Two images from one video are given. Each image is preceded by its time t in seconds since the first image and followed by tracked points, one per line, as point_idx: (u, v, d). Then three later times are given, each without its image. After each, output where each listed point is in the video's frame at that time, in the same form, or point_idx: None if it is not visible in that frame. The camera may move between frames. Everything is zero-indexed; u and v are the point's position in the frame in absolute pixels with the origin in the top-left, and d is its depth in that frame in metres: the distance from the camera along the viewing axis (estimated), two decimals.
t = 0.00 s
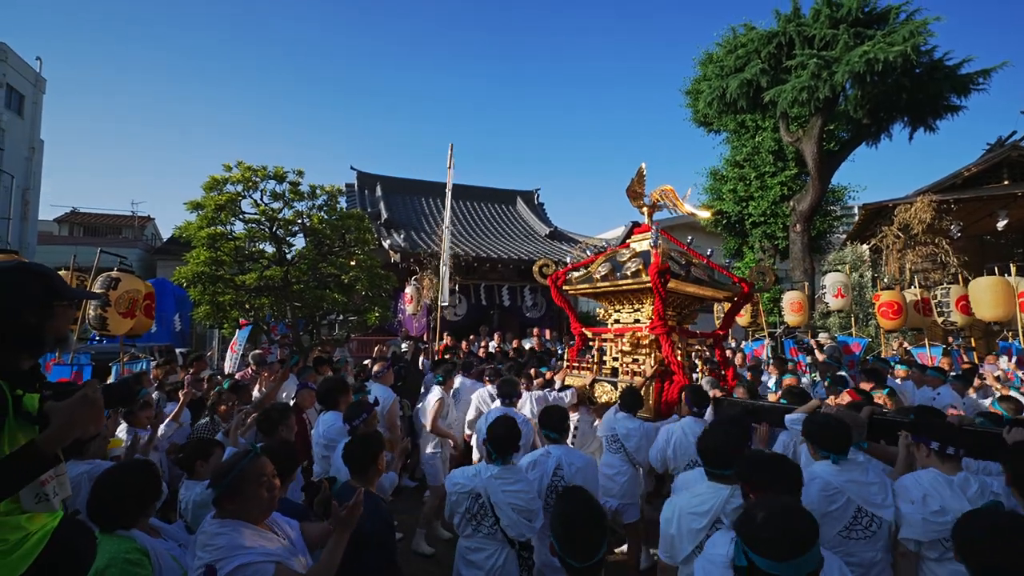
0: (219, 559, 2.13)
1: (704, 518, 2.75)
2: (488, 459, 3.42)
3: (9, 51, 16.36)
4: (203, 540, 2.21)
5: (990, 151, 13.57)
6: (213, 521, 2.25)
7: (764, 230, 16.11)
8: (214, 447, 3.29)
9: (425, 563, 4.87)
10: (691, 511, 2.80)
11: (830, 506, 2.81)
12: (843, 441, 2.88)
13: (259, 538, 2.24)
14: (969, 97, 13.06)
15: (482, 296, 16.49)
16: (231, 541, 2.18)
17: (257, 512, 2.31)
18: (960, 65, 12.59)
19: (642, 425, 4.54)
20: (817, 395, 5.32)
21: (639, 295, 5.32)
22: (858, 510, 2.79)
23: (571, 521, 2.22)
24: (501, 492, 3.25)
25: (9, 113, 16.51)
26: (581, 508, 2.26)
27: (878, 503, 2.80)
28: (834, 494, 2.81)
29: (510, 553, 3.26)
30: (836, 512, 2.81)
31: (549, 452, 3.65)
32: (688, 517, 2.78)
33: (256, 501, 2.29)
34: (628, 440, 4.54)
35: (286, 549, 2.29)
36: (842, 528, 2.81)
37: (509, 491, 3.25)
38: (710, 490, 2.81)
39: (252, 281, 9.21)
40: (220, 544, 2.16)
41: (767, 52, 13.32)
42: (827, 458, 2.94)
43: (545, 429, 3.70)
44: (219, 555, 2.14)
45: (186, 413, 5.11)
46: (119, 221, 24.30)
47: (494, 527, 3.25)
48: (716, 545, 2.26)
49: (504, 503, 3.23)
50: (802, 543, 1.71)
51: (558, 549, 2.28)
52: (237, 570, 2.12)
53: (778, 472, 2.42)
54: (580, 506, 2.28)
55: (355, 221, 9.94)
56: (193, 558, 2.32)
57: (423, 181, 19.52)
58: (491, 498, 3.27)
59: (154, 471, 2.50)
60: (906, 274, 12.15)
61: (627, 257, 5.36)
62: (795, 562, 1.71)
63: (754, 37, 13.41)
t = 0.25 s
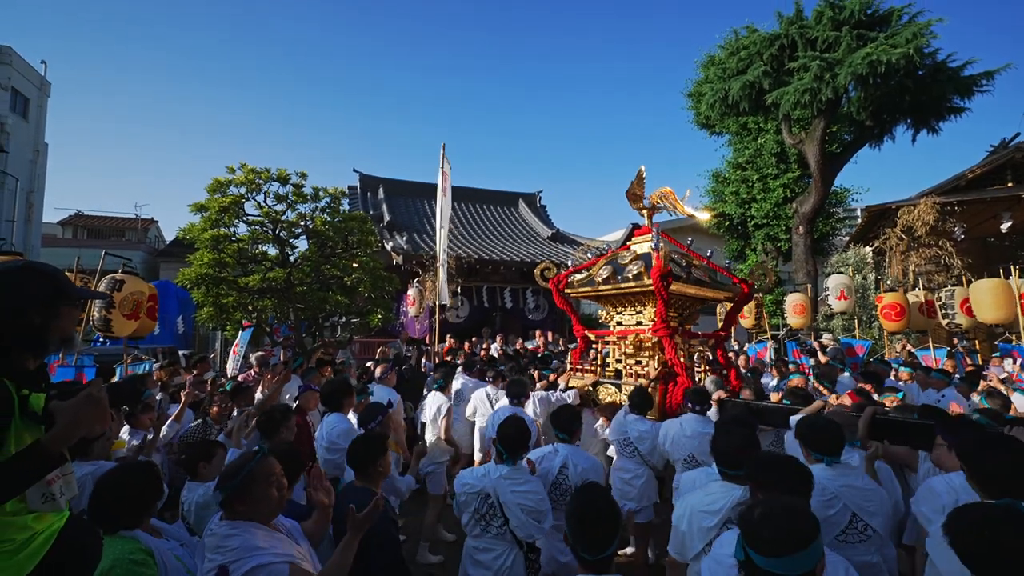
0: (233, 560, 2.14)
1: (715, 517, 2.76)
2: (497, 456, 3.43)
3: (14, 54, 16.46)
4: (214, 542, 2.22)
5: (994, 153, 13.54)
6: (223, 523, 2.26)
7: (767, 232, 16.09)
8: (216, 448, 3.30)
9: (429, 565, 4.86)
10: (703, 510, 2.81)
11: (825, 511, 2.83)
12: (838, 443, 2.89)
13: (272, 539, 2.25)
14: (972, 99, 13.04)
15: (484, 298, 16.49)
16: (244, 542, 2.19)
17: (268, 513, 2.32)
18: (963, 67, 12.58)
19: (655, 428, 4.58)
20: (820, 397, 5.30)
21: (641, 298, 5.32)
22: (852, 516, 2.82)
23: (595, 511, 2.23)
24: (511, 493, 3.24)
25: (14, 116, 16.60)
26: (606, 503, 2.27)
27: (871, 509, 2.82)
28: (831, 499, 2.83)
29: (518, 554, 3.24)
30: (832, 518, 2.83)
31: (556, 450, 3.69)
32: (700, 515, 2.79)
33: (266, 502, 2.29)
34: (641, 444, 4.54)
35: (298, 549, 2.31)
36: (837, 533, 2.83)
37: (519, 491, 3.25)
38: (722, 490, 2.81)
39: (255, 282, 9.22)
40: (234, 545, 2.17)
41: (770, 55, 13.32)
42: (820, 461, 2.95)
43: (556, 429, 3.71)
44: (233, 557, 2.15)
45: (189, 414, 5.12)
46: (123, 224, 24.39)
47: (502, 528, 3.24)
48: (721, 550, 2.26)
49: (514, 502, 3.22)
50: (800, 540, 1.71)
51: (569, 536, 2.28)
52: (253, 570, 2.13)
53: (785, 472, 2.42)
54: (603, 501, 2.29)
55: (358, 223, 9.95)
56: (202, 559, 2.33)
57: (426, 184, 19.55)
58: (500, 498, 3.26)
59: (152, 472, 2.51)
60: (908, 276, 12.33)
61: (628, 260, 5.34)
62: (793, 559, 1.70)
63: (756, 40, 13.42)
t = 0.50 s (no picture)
0: (243, 562, 2.15)
1: (709, 519, 2.74)
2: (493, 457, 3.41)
3: (18, 57, 16.53)
4: (221, 545, 2.22)
5: (996, 155, 13.54)
6: (230, 525, 2.25)
7: (769, 234, 16.07)
8: (216, 451, 3.29)
9: (430, 568, 4.84)
10: (701, 512, 2.79)
11: (819, 514, 2.80)
12: (834, 445, 2.89)
13: (281, 541, 2.25)
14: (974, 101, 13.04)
15: (486, 300, 16.49)
16: (253, 545, 2.19)
17: (276, 515, 2.32)
18: (964, 69, 12.57)
19: (665, 429, 4.55)
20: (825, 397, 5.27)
21: (643, 299, 5.32)
22: (846, 518, 2.81)
23: (623, 504, 2.22)
24: (502, 493, 3.22)
25: (17, 119, 16.67)
26: (632, 496, 2.27)
27: (866, 511, 2.81)
28: (825, 501, 2.81)
29: (513, 555, 3.24)
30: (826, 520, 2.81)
31: (560, 448, 3.66)
32: (696, 517, 2.78)
33: (273, 503, 2.29)
34: (651, 445, 4.51)
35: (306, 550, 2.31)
36: (831, 536, 2.82)
37: (509, 491, 3.22)
38: (719, 493, 2.80)
39: (256, 284, 9.21)
40: (242, 548, 2.17)
41: (771, 57, 13.33)
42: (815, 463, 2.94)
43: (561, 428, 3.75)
44: (242, 560, 2.15)
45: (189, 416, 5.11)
46: (125, 226, 24.43)
47: (496, 529, 3.23)
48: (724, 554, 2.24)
49: (505, 503, 3.20)
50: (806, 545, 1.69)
51: (594, 524, 2.27)
52: (265, 572, 2.14)
53: (789, 473, 2.42)
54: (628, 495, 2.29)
55: (359, 225, 9.96)
56: (208, 560, 2.33)
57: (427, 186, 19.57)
58: (492, 499, 3.24)
59: (149, 473, 2.50)
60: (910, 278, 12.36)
61: (629, 261, 5.35)
62: (798, 559, 1.70)
63: (758, 42, 13.43)
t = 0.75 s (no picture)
0: (247, 565, 2.15)
1: (703, 523, 2.73)
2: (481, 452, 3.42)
3: (20, 60, 16.58)
4: (224, 548, 2.20)
5: (997, 157, 13.52)
6: (233, 528, 2.24)
7: (770, 236, 16.06)
8: (213, 453, 3.28)
9: (429, 570, 4.82)
10: (693, 515, 2.78)
11: (818, 514, 2.80)
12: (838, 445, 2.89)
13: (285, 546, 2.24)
14: (974, 102, 13.02)
15: (486, 302, 16.48)
16: (257, 548, 2.18)
17: (279, 518, 2.31)
18: (965, 71, 12.56)
19: (669, 429, 4.52)
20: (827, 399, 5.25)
21: (644, 301, 5.33)
22: (845, 520, 2.80)
23: (638, 501, 2.21)
24: (483, 489, 3.25)
25: (19, 122, 16.71)
26: (646, 492, 2.27)
27: (868, 513, 2.79)
28: (825, 502, 2.81)
29: (500, 553, 3.24)
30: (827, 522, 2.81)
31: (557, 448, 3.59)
32: (690, 521, 2.77)
33: (277, 505, 2.29)
34: (654, 445, 4.49)
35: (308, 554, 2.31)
36: (831, 537, 2.82)
37: (489, 487, 3.24)
38: (712, 495, 2.79)
39: (256, 286, 9.21)
40: (246, 552, 2.17)
41: (771, 58, 13.34)
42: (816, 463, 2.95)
43: (561, 429, 3.73)
44: (247, 564, 2.15)
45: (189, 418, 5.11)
46: (126, 228, 24.47)
47: (481, 526, 3.26)
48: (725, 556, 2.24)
49: (484, 498, 3.23)
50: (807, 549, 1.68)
51: (611, 522, 2.26)
52: None
53: (790, 475, 2.41)
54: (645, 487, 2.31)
55: (360, 227, 9.97)
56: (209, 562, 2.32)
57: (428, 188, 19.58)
58: (476, 495, 3.28)
59: (142, 475, 2.49)
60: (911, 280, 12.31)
61: (629, 264, 5.43)
62: (800, 560, 1.68)
63: (757, 44, 13.43)
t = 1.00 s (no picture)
0: (242, 568, 2.14)
1: (701, 526, 2.72)
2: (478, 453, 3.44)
3: (21, 63, 16.63)
4: (218, 549, 2.20)
5: (997, 158, 13.51)
6: (228, 530, 2.24)
7: (770, 238, 16.06)
8: (208, 454, 3.29)
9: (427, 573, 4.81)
10: (690, 519, 2.77)
11: (821, 514, 2.80)
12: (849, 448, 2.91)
13: (279, 549, 2.24)
14: (974, 104, 13.02)
15: (486, 304, 16.47)
16: (250, 551, 2.17)
17: (275, 520, 2.30)
18: (964, 72, 12.56)
19: (667, 429, 4.51)
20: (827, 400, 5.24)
21: (644, 302, 5.34)
22: (849, 521, 2.78)
23: (639, 501, 2.20)
24: (475, 488, 3.27)
25: (20, 124, 16.74)
26: (648, 491, 2.26)
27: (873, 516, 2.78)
28: (829, 503, 2.80)
29: (492, 552, 3.26)
30: (829, 523, 2.80)
31: (547, 449, 3.64)
32: (687, 525, 2.75)
33: (274, 508, 2.28)
34: (652, 445, 4.49)
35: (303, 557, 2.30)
36: (834, 537, 2.80)
37: (480, 486, 3.26)
38: (706, 498, 2.79)
39: (255, 288, 9.21)
40: (240, 554, 2.16)
41: (770, 60, 13.36)
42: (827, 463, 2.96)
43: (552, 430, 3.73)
44: (240, 567, 2.15)
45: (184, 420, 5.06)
46: (127, 231, 24.50)
47: (473, 525, 3.29)
48: (725, 554, 2.24)
49: (474, 497, 3.26)
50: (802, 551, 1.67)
51: (613, 520, 2.25)
52: None
53: (785, 476, 2.41)
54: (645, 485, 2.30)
55: (359, 229, 9.98)
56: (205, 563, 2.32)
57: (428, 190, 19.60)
58: (468, 494, 3.30)
59: (133, 477, 2.49)
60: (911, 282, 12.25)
61: (629, 265, 5.43)
62: (802, 562, 1.67)
63: (757, 46, 13.44)
